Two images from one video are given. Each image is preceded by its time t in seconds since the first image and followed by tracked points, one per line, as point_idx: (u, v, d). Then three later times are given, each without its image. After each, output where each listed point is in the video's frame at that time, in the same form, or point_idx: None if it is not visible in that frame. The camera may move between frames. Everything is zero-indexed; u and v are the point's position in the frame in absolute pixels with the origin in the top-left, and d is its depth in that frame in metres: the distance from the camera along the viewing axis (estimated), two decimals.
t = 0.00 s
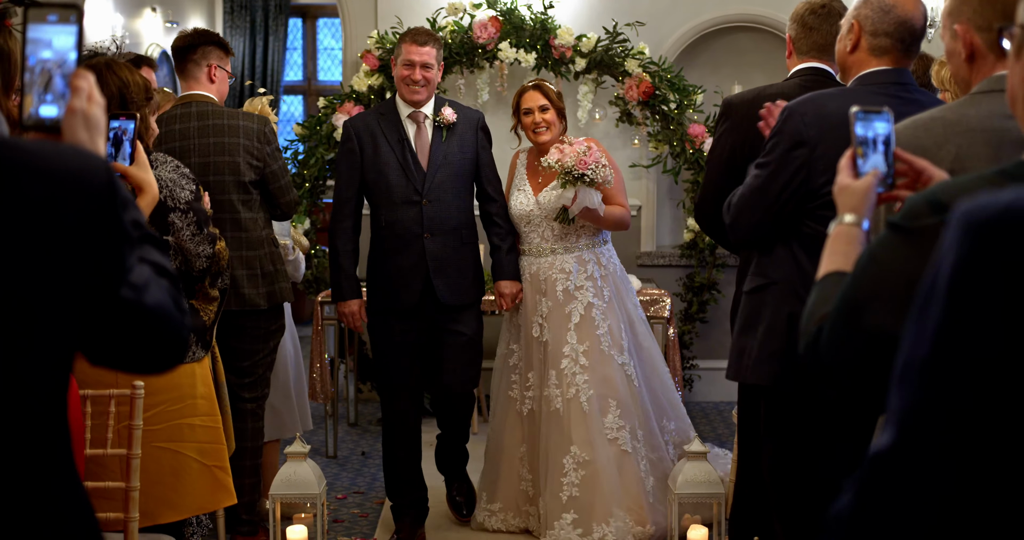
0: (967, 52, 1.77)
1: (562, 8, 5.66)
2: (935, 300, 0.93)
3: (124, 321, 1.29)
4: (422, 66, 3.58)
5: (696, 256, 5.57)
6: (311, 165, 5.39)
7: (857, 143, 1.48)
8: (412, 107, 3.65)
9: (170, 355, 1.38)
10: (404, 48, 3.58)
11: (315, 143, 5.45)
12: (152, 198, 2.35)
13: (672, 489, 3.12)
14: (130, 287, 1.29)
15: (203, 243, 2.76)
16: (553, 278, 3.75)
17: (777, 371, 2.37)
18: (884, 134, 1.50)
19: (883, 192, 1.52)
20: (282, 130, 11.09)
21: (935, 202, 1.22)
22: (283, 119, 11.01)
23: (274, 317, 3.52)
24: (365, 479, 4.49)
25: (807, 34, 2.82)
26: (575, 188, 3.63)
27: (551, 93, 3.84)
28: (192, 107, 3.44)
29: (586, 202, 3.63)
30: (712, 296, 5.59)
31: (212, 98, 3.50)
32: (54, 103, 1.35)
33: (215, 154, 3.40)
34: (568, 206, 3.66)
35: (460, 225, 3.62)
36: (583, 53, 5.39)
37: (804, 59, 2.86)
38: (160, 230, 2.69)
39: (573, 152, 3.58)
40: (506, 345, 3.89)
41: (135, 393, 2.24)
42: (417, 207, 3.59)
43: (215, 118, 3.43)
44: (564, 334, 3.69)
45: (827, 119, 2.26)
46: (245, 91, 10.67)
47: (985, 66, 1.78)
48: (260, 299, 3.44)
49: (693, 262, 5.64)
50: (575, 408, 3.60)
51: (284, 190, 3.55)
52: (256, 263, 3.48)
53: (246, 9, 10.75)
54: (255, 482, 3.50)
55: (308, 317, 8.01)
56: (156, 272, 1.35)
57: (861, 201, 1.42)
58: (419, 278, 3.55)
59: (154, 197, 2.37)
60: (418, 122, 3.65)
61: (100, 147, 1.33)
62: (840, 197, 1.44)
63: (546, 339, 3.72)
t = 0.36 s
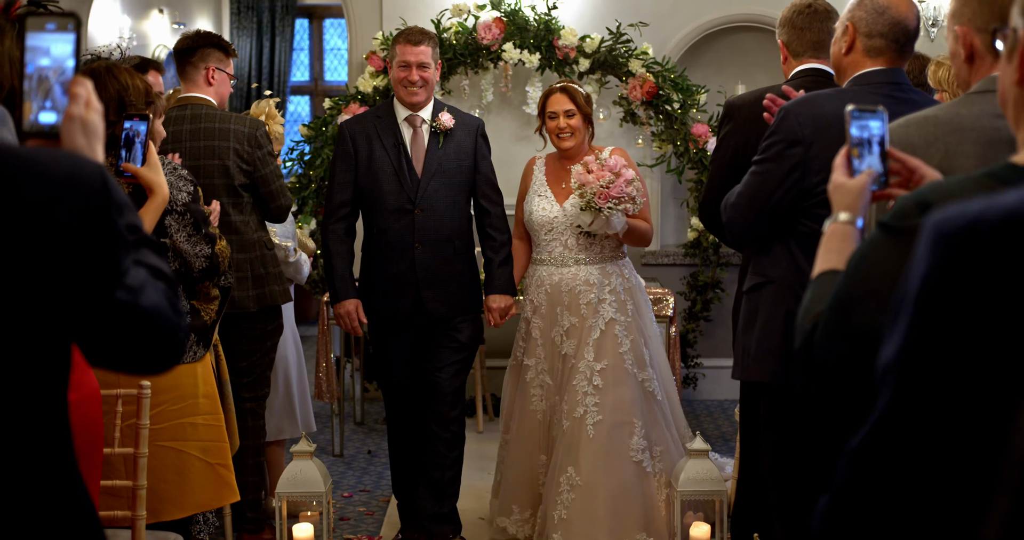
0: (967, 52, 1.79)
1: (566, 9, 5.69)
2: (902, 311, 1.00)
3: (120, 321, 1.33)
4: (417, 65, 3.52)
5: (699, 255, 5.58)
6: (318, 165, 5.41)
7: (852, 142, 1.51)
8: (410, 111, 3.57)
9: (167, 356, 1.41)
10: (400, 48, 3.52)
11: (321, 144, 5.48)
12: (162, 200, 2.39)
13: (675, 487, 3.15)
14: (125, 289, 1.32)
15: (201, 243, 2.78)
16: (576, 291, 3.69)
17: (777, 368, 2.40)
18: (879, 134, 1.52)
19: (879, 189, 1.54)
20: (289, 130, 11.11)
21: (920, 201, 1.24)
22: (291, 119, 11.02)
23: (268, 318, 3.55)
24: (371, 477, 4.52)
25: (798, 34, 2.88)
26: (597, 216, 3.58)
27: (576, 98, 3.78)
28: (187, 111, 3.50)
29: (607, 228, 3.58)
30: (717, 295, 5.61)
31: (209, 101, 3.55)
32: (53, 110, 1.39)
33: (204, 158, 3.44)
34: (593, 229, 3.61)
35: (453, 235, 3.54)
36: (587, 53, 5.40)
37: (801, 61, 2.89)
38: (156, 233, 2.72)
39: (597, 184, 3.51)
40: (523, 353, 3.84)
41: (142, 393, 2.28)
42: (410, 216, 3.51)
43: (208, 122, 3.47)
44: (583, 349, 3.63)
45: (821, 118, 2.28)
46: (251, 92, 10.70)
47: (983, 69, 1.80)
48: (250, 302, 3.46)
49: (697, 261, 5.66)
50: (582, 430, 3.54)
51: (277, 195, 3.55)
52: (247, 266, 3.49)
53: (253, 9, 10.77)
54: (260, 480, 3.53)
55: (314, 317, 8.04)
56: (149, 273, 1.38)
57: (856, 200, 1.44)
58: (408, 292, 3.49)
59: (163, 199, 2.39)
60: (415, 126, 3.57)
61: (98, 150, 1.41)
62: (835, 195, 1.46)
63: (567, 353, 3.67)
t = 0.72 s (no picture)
0: (975, 47, 1.76)
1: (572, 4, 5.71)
2: (885, 299, 0.90)
3: (123, 323, 1.36)
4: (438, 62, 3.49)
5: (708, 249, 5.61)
6: (327, 163, 5.43)
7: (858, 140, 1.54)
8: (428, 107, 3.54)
9: (172, 357, 1.45)
10: (422, 42, 3.49)
11: (330, 142, 5.51)
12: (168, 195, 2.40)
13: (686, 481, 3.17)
14: (128, 291, 1.35)
15: (209, 245, 2.80)
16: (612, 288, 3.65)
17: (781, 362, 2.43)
18: (879, 133, 1.58)
19: (879, 187, 1.57)
20: (299, 127, 11.13)
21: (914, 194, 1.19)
22: (300, 115, 11.06)
23: (266, 318, 3.57)
24: (382, 472, 4.56)
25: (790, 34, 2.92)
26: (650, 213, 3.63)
27: (611, 94, 3.73)
28: (188, 108, 3.55)
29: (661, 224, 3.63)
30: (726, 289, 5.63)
31: (213, 101, 3.60)
32: (61, 116, 1.43)
33: (194, 155, 3.46)
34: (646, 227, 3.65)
35: (464, 237, 3.44)
36: (594, 49, 5.43)
37: (799, 58, 2.92)
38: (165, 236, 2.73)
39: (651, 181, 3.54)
40: (540, 353, 3.72)
41: (155, 391, 2.31)
42: (418, 214, 3.43)
43: (202, 119, 3.49)
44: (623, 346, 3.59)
45: (825, 113, 2.31)
46: (261, 91, 10.73)
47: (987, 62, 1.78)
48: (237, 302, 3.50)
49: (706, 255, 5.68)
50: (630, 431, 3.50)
51: (270, 194, 3.52)
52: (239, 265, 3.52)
53: (261, 8, 10.81)
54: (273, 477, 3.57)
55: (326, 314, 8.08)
56: (152, 275, 1.42)
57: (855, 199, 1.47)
58: (412, 294, 3.40)
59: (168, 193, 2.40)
60: (433, 123, 3.51)
61: (104, 156, 1.42)
62: (837, 195, 1.45)
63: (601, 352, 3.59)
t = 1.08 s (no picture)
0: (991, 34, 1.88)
1: None
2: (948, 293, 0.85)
3: (166, 313, 1.37)
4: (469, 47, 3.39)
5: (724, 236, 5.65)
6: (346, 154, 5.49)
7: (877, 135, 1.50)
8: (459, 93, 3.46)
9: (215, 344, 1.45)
10: (450, 28, 3.39)
11: (348, 134, 5.55)
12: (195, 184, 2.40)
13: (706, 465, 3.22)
14: (171, 280, 1.36)
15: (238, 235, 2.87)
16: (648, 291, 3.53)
17: (807, 347, 2.48)
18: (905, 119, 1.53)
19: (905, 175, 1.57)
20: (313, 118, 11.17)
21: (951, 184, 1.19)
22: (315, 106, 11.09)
23: (285, 309, 3.59)
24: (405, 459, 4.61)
25: (818, 17, 2.96)
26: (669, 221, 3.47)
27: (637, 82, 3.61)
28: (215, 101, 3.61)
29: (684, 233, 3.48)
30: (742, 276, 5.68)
31: (234, 94, 3.65)
32: (103, 112, 1.46)
33: (213, 147, 3.52)
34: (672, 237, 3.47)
35: (493, 229, 3.38)
36: (610, 39, 5.47)
37: (821, 44, 2.97)
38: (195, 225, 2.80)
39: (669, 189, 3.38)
40: (567, 360, 3.53)
41: (189, 379, 2.36)
42: (448, 205, 3.37)
43: (222, 113, 3.55)
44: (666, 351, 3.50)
45: (846, 99, 2.35)
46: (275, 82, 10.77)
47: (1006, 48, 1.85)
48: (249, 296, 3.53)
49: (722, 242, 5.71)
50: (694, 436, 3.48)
51: (287, 184, 3.54)
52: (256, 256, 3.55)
53: None
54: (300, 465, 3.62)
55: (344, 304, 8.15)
56: (195, 265, 1.42)
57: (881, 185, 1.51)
58: (440, 286, 3.34)
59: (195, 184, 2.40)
60: (463, 110, 3.45)
61: (145, 151, 1.43)
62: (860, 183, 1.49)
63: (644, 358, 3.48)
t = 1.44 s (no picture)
0: (988, 41, 1.94)
1: None
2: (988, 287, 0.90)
3: (209, 302, 1.43)
4: (463, 51, 3.25)
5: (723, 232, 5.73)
6: (352, 147, 5.56)
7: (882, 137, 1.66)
8: (455, 101, 3.32)
9: (251, 332, 1.50)
10: (439, 32, 3.25)
11: (354, 128, 5.63)
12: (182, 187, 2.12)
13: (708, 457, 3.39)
14: (211, 268, 1.43)
15: (253, 222, 2.96)
16: (642, 294, 3.38)
17: (813, 336, 2.56)
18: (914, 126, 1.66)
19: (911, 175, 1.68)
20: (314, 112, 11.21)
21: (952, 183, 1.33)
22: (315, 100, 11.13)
23: (298, 299, 3.68)
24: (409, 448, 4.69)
25: (829, 19, 3.03)
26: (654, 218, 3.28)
27: (612, 79, 3.45)
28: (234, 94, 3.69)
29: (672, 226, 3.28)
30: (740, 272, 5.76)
31: (254, 87, 3.72)
32: (149, 110, 1.54)
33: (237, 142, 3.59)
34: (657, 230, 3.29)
35: (499, 239, 3.24)
36: (613, 37, 5.56)
37: (831, 44, 3.05)
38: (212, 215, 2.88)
39: (649, 183, 3.20)
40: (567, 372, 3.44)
41: (208, 365, 2.43)
42: (454, 213, 3.21)
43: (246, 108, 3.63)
44: (663, 354, 3.35)
45: (852, 101, 2.43)
46: (277, 76, 10.81)
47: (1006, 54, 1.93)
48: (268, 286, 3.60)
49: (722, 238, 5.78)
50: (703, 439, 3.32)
51: (308, 180, 3.64)
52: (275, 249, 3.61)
53: None
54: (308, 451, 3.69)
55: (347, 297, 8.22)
56: (231, 257, 1.49)
57: (891, 187, 1.57)
58: (451, 298, 3.19)
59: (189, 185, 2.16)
60: (462, 115, 3.30)
61: (189, 148, 1.50)
62: (871, 184, 1.59)
63: (641, 365, 3.33)
